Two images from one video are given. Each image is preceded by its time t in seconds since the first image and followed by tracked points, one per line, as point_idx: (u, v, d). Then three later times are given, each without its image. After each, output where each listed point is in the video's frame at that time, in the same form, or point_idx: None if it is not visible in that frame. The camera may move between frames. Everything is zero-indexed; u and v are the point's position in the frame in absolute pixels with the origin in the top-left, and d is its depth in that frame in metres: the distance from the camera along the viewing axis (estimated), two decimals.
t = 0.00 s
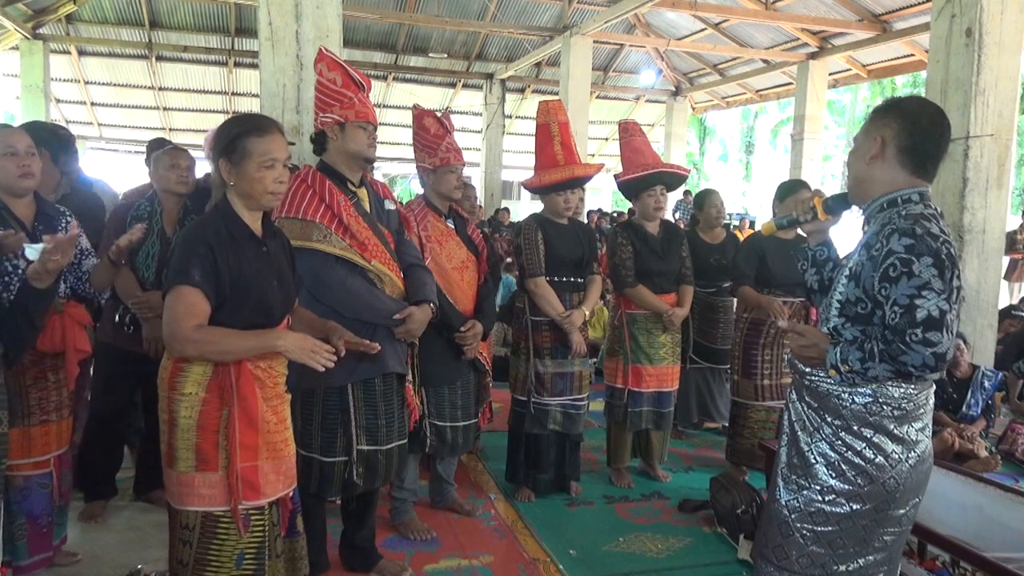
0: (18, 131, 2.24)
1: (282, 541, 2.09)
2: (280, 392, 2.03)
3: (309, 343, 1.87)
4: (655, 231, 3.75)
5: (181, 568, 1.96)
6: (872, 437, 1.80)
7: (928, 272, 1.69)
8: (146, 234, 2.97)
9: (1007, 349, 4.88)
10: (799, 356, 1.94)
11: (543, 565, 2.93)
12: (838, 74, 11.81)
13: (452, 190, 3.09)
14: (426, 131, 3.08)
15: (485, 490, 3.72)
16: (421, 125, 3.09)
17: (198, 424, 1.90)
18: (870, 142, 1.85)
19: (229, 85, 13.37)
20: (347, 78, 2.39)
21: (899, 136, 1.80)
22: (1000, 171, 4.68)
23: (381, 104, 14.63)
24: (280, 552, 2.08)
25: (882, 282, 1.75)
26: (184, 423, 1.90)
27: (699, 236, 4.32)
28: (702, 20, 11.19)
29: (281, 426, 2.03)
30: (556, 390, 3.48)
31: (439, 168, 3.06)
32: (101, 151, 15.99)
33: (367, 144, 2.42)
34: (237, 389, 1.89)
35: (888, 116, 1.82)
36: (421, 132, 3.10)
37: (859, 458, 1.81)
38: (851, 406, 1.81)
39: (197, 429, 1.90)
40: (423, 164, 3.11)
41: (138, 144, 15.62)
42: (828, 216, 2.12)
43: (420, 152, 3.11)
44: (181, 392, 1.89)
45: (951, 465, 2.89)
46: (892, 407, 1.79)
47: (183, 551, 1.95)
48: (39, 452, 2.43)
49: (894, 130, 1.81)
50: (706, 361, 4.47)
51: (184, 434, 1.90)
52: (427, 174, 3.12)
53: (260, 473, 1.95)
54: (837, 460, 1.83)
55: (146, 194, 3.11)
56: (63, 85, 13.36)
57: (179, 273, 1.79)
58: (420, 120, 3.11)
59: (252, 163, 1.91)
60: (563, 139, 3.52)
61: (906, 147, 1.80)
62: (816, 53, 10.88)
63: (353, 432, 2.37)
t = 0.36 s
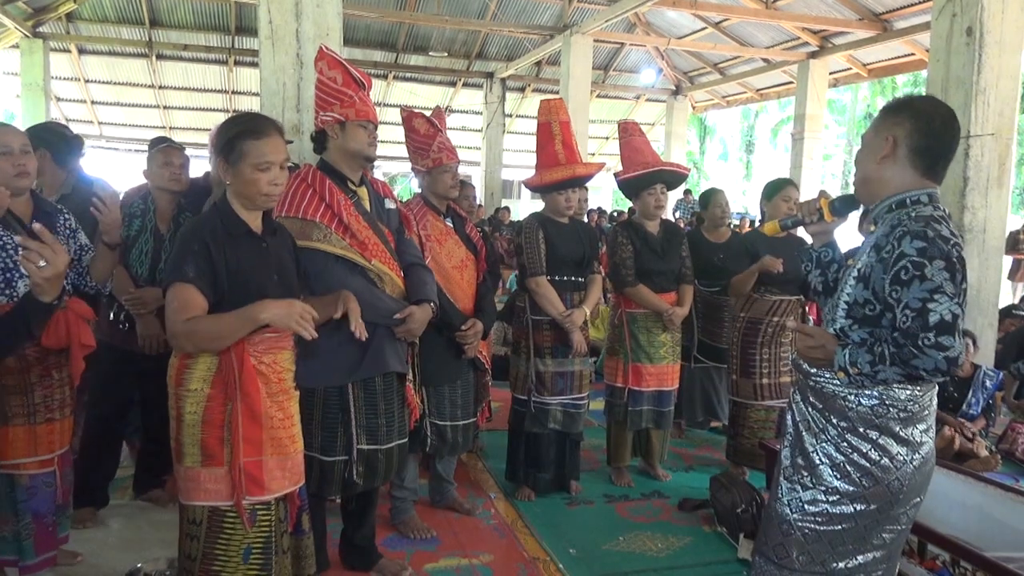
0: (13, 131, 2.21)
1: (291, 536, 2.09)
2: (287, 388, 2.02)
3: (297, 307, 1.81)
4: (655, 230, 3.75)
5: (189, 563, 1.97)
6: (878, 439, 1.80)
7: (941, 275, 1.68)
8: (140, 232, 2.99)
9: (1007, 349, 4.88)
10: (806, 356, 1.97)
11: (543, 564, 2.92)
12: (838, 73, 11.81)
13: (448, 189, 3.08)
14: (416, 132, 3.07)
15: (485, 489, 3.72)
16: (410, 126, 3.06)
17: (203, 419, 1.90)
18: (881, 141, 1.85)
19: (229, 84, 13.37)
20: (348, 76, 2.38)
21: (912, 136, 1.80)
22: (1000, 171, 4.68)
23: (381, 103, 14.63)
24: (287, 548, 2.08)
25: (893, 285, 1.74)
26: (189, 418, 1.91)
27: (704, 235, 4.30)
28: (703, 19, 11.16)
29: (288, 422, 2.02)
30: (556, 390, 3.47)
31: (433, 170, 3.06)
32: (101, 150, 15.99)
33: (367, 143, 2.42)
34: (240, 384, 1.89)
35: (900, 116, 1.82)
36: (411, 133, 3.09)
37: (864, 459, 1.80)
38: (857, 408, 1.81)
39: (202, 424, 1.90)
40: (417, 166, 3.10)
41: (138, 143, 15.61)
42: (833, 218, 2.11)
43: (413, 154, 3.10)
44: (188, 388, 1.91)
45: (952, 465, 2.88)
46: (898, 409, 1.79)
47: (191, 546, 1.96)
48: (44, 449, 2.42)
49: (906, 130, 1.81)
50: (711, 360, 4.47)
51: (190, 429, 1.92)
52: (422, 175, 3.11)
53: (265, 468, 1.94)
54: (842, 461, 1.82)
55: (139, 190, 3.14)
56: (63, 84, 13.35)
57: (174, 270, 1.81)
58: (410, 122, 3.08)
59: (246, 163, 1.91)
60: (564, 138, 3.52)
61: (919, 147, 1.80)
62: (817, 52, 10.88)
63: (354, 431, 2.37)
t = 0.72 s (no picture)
0: (15, 129, 2.18)
1: (293, 534, 2.09)
2: (288, 387, 2.02)
3: (262, 268, 1.77)
4: (655, 228, 3.75)
5: (191, 558, 1.99)
6: (875, 439, 1.80)
7: (945, 275, 1.67)
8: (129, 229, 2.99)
9: (1006, 347, 4.88)
10: (802, 354, 1.92)
11: (544, 562, 2.93)
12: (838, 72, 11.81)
13: (445, 188, 3.07)
14: (412, 132, 3.03)
15: (485, 487, 3.72)
16: (406, 127, 3.02)
17: (202, 417, 1.92)
18: (889, 139, 1.84)
19: (230, 82, 13.36)
20: (349, 74, 2.38)
21: (920, 136, 1.80)
22: (1000, 169, 4.68)
23: (382, 101, 14.63)
24: (290, 545, 2.08)
25: (897, 283, 1.72)
26: (190, 416, 1.94)
27: (705, 233, 4.29)
28: (703, 17, 11.15)
29: (289, 422, 2.01)
30: (557, 388, 3.47)
31: (430, 169, 3.04)
32: (101, 148, 15.99)
33: (367, 141, 2.42)
34: (237, 383, 1.89)
35: (909, 115, 1.82)
36: (406, 133, 3.04)
37: (860, 460, 1.80)
38: (855, 409, 1.80)
39: (201, 421, 1.92)
40: (414, 166, 3.08)
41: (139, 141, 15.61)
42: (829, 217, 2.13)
43: (409, 154, 3.07)
44: (188, 386, 1.93)
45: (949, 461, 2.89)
46: (895, 410, 1.79)
47: (192, 542, 1.98)
48: (54, 448, 2.42)
49: (915, 130, 1.80)
50: (713, 358, 4.48)
51: (190, 426, 1.94)
52: (420, 175, 3.11)
53: (262, 467, 1.94)
54: (838, 461, 1.83)
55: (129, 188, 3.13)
56: (63, 82, 13.35)
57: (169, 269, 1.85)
58: (405, 122, 3.05)
59: (243, 166, 1.90)
60: (566, 136, 3.51)
61: (926, 147, 1.81)
62: (817, 51, 10.87)
63: (354, 429, 2.37)
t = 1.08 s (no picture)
0: (27, 130, 2.29)
1: (289, 533, 2.10)
2: (285, 386, 2.02)
3: (238, 257, 1.74)
4: (654, 227, 3.75)
5: (189, 559, 1.98)
6: (869, 440, 1.80)
7: (937, 270, 1.65)
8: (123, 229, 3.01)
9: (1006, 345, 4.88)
10: (792, 356, 1.90)
11: (544, 561, 2.93)
12: (838, 70, 11.80)
13: (446, 186, 3.07)
14: (412, 131, 3.02)
15: (485, 485, 3.73)
16: (405, 126, 3.01)
17: (199, 416, 1.92)
18: (858, 135, 1.84)
19: (229, 80, 13.35)
20: (349, 73, 2.38)
21: (889, 127, 1.80)
22: (1000, 168, 4.68)
23: (381, 99, 14.62)
24: (286, 545, 2.09)
25: (888, 281, 1.71)
26: (187, 416, 1.94)
27: (700, 233, 4.27)
28: (703, 16, 11.14)
29: (286, 420, 2.02)
30: (557, 386, 3.48)
31: (430, 168, 3.04)
32: (100, 146, 15.98)
33: (367, 140, 2.42)
34: (234, 383, 1.90)
35: (875, 108, 1.82)
36: (406, 132, 3.03)
37: (855, 463, 1.80)
38: (847, 410, 1.80)
39: (199, 422, 1.93)
40: (415, 164, 3.08)
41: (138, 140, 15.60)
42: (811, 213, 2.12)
43: (409, 152, 3.07)
44: (186, 386, 1.93)
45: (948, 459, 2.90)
46: (887, 410, 1.79)
47: (190, 542, 1.98)
48: (53, 448, 2.43)
49: (883, 122, 1.81)
50: (704, 356, 4.51)
51: (188, 426, 1.94)
52: (420, 174, 3.10)
53: (259, 467, 1.95)
54: (833, 465, 1.83)
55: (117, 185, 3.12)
56: (63, 81, 13.34)
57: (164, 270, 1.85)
58: (405, 121, 3.03)
59: (233, 161, 1.90)
60: (565, 135, 3.52)
61: (898, 137, 1.81)
62: (817, 49, 10.87)
63: (354, 428, 2.37)
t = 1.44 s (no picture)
0: (49, 144, 2.39)
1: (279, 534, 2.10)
2: (277, 385, 2.03)
3: (253, 267, 1.73)
4: (654, 225, 3.75)
5: (175, 562, 1.93)
6: (854, 441, 1.73)
7: (908, 266, 1.59)
8: (121, 229, 3.02)
9: (1006, 344, 4.89)
10: (772, 356, 1.85)
11: (544, 559, 2.93)
12: (838, 68, 11.80)
13: (452, 184, 3.09)
14: (424, 125, 3.10)
15: (485, 484, 3.73)
16: (418, 120, 3.09)
17: (195, 417, 1.90)
18: (833, 130, 1.76)
19: (229, 79, 13.34)
20: (348, 72, 2.38)
21: (863, 120, 1.72)
22: (1000, 166, 4.67)
23: (381, 98, 14.62)
24: (276, 545, 2.09)
25: (860, 279, 1.65)
26: (180, 416, 1.91)
27: (698, 231, 4.25)
28: (703, 14, 11.13)
29: (278, 419, 2.03)
30: (556, 385, 3.48)
31: (439, 163, 3.07)
32: (100, 145, 15.98)
33: (367, 139, 2.42)
34: (232, 382, 1.90)
35: (849, 100, 1.74)
36: (419, 127, 3.11)
37: (841, 465, 1.74)
38: (830, 411, 1.74)
39: (194, 422, 1.90)
40: (422, 158, 3.11)
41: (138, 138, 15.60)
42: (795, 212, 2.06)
43: (420, 147, 3.12)
44: (178, 385, 1.90)
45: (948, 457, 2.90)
46: (872, 410, 1.72)
47: (178, 545, 1.93)
48: (38, 449, 2.42)
49: (857, 116, 1.72)
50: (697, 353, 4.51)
51: (180, 426, 1.91)
52: (426, 169, 3.12)
53: (254, 466, 1.95)
54: (818, 468, 1.76)
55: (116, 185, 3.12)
56: (63, 80, 13.35)
57: (164, 269, 1.82)
58: (418, 115, 3.12)
59: (222, 158, 1.91)
60: (564, 133, 3.52)
61: (873, 131, 1.71)
62: (817, 47, 10.87)
63: (354, 427, 2.38)
